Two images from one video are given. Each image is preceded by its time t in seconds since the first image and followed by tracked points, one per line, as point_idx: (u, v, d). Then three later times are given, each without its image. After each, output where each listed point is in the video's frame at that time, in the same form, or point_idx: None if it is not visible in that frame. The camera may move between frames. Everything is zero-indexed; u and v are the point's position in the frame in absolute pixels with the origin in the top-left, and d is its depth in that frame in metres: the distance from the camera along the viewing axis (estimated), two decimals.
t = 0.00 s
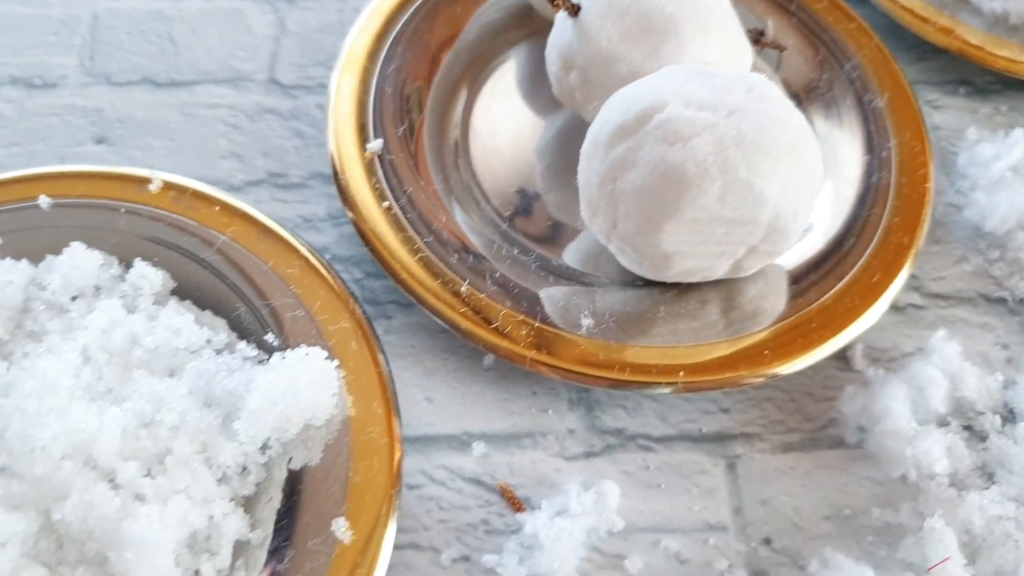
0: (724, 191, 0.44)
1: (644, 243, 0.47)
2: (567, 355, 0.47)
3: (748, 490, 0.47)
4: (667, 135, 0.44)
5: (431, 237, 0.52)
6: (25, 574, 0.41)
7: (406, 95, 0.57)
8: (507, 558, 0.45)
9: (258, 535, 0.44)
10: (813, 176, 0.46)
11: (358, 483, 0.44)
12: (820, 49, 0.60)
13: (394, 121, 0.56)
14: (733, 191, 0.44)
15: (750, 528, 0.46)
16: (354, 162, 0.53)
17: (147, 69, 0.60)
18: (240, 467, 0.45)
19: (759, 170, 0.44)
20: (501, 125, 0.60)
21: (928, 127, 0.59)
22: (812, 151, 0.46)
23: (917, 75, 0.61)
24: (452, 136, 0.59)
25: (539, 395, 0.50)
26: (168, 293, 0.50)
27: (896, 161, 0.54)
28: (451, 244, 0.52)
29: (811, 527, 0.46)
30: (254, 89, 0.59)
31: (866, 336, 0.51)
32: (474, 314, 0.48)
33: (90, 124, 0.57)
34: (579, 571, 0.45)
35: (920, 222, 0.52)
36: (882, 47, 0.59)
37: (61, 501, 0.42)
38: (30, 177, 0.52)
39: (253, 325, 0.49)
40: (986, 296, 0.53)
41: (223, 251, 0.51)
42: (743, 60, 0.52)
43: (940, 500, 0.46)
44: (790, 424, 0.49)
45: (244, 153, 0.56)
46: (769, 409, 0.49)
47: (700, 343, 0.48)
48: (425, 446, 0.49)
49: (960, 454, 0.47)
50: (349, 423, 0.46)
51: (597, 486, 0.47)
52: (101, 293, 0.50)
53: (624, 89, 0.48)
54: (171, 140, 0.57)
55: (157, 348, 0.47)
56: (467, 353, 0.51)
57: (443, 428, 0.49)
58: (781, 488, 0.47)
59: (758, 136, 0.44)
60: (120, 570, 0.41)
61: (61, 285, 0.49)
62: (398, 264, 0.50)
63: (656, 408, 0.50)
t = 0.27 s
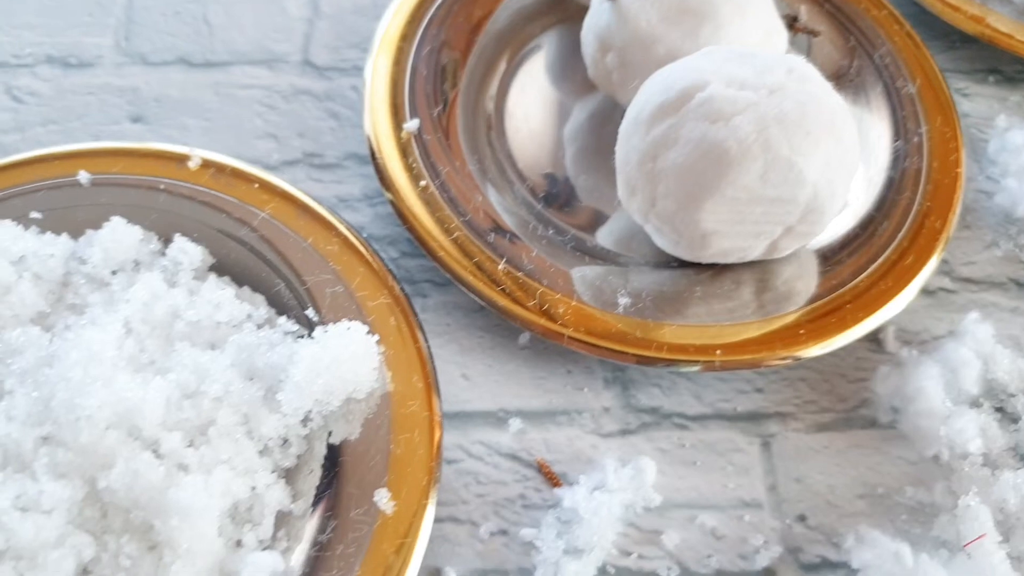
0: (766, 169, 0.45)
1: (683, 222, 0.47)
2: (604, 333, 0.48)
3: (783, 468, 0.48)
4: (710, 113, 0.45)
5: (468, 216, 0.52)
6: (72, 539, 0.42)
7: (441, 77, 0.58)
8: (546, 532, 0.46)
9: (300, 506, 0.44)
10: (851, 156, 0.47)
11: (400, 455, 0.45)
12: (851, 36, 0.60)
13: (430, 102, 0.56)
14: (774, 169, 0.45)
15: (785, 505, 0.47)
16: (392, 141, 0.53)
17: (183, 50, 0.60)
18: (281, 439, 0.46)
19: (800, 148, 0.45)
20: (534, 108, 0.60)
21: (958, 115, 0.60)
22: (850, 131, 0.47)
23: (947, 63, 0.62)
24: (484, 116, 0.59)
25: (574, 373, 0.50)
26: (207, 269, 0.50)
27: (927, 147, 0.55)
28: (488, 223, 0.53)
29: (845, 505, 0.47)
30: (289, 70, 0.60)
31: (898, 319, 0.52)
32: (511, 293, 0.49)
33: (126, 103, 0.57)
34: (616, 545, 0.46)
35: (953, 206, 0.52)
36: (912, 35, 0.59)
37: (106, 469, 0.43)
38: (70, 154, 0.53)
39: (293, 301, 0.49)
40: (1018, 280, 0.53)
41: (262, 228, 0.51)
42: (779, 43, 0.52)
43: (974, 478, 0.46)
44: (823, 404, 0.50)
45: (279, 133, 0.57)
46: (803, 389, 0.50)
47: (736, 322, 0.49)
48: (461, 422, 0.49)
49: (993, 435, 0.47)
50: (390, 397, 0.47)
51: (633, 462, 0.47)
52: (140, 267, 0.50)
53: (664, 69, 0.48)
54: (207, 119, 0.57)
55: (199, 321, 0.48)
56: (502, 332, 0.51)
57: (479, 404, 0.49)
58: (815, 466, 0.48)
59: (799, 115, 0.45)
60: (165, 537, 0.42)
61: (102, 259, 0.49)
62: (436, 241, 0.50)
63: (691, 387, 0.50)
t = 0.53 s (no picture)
0: (802, 151, 0.46)
1: (719, 203, 0.48)
2: (641, 313, 0.49)
3: (814, 447, 0.49)
4: (748, 96, 0.46)
5: (503, 196, 0.53)
6: (121, 505, 0.43)
7: (474, 60, 0.58)
8: (582, 506, 0.47)
9: (342, 476, 0.46)
10: (884, 139, 0.48)
11: (440, 428, 0.46)
12: (880, 24, 0.61)
13: (464, 85, 0.57)
14: (811, 151, 0.46)
15: (817, 482, 0.48)
16: (429, 122, 0.54)
17: (220, 31, 0.61)
18: (322, 412, 0.47)
19: (836, 131, 0.46)
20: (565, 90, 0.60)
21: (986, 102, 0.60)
22: (884, 115, 0.48)
23: (975, 52, 0.62)
24: (517, 99, 0.59)
25: (608, 351, 0.51)
26: (248, 246, 0.51)
27: (956, 133, 0.55)
28: (523, 203, 0.53)
29: (875, 483, 0.48)
30: (325, 52, 0.60)
31: (927, 302, 0.53)
32: (547, 272, 0.50)
33: (164, 82, 0.58)
34: (651, 519, 0.47)
35: (982, 191, 0.53)
36: (941, 24, 0.60)
37: (154, 439, 0.44)
38: (113, 131, 0.54)
39: (332, 278, 0.50)
40: None
41: (302, 206, 0.52)
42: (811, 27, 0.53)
43: (1003, 458, 0.47)
44: (853, 384, 0.50)
45: (315, 113, 0.57)
46: (833, 369, 0.51)
47: (770, 302, 0.50)
48: (496, 397, 0.50)
49: None
50: (428, 371, 0.48)
51: (668, 438, 0.48)
52: (182, 243, 0.51)
53: (700, 52, 0.49)
54: (244, 99, 0.58)
55: (242, 296, 0.49)
56: (536, 311, 0.52)
57: (514, 381, 0.50)
58: (846, 445, 0.49)
59: (835, 98, 0.45)
60: (212, 505, 0.43)
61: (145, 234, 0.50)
62: (472, 221, 0.51)
63: (724, 366, 0.51)
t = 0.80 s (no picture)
0: (837, 130, 0.46)
1: (752, 181, 0.48)
2: (672, 291, 0.49)
3: (845, 426, 0.49)
4: (783, 74, 0.46)
5: (535, 175, 0.53)
6: (157, 477, 0.43)
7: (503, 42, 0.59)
8: (614, 482, 0.47)
9: (376, 450, 0.46)
10: (918, 119, 0.48)
11: (473, 403, 0.46)
12: (909, 8, 0.61)
13: (493, 66, 0.57)
14: (846, 130, 0.46)
15: (847, 460, 0.48)
16: (462, 101, 0.54)
17: (249, 12, 0.61)
18: (356, 387, 0.47)
19: (871, 110, 0.46)
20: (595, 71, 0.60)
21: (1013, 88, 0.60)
22: (918, 95, 0.48)
23: (1002, 38, 0.63)
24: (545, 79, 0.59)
25: (639, 331, 0.51)
26: (279, 224, 0.52)
27: (986, 116, 0.56)
28: (554, 182, 0.53)
29: (905, 462, 0.48)
30: (354, 34, 0.61)
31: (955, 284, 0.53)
32: (578, 251, 0.50)
33: (194, 63, 0.58)
34: (682, 496, 0.47)
35: (1013, 173, 0.53)
36: (969, 9, 0.60)
37: (190, 411, 0.44)
38: (144, 110, 0.54)
39: (363, 256, 0.51)
40: None
41: (334, 185, 0.53)
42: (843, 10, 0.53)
43: None
44: (882, 364, 0.51)
45: (344, 94, 0.58)
46: (862, 350, 0.51)
47: (802, 282, 0.50)
48: (527, 376, 0.50)
49: None
50: (460, 348, 0.48)
51: (699, 416, 0.48)
52: (215, 220, 0.51)
53: (735, 32, 0.50)
54: (274, 79, 0.58)
55: (276, 272, 0.49)
56: (567, 290, 0.52)
57: (545, 359, 0.50)
58: (875, 424, 0.49)
59: (871, 77, 0.46)
60: (249, 477, 0.43)
61: (178, 211, 0.50)
62: (503, 200, 0.51)
63: (754, 346, 0.51)
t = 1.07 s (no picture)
0: (861, 109, 0.46)
1: (775, 161, 0.48)
2: (694, 270, 0.49)
3: (865, 406, 0.49)
4: (807, 54, 0.46)
5: (557, 155, 0.53)
6: (180, 452, 0.43)
7: (525, 22, 0.59)
8: (635, 460, 0.47)
9: (399, 427, 0.46)
10: (941, 100, 0.48)
11: (496, 380, 0.46)
12: None
13: (514, 46, 0.57)
14: (870, 109, 0.46)
15: (867, 440, 0.48)
16: (484, 81, 0.55)
17: None
18: (378, 365, 0.47)
19: (895, 89, 0.46)
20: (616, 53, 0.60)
21: None
22: (941, 76, 0.48)
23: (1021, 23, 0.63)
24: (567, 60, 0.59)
25: (660, 311, 0.51)
26: (301, 203, 0.52)
27: (1007, 99, 0.56)
28: (576, 162, 0.54)
29: (925, 442, 0.48)
30: (375, 15, 0.61)
31: (975, 266, 0.53)
32: (601, 230, 0.50)
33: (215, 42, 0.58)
34: (703, 474, 0.47)
35: None
36: None
37: (214, 386, 0.44)
38: (167, 88, 0.54)
39: (384, 236, 0.51)
40: None
41: (356, 163, 0.53)
42: None
43: None
44: (902, 346, 0.51)
45: (365, 75, 0.58)
46: (882, 331, 0.51)
47: (824, 263, 0.50)
48: (548, 355, 0.50)
49: None
50: (483, 326, 0.48)
51: (721, 395, 0.48)
52: (237, 198, 0.51)
53: (759, 13, 0.50)
54: (295, 59, 0.58)
55: (298, 250, 0.49)
56: (588, 270, 0.52)
57: (566, 338, 0.50)
58: (895, 405, 0.49)
59: (895, 56, 0.46)
60: (273, 452, 0.43)
61: (201, 188, 0.50)
62: (526, 178, 0.51)
63: (774, 326, 0.51)
